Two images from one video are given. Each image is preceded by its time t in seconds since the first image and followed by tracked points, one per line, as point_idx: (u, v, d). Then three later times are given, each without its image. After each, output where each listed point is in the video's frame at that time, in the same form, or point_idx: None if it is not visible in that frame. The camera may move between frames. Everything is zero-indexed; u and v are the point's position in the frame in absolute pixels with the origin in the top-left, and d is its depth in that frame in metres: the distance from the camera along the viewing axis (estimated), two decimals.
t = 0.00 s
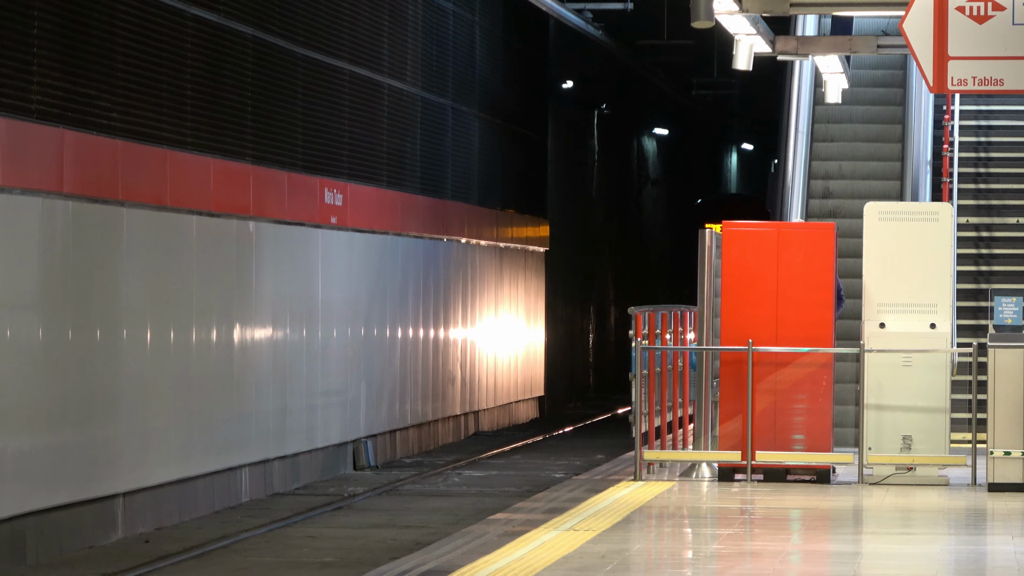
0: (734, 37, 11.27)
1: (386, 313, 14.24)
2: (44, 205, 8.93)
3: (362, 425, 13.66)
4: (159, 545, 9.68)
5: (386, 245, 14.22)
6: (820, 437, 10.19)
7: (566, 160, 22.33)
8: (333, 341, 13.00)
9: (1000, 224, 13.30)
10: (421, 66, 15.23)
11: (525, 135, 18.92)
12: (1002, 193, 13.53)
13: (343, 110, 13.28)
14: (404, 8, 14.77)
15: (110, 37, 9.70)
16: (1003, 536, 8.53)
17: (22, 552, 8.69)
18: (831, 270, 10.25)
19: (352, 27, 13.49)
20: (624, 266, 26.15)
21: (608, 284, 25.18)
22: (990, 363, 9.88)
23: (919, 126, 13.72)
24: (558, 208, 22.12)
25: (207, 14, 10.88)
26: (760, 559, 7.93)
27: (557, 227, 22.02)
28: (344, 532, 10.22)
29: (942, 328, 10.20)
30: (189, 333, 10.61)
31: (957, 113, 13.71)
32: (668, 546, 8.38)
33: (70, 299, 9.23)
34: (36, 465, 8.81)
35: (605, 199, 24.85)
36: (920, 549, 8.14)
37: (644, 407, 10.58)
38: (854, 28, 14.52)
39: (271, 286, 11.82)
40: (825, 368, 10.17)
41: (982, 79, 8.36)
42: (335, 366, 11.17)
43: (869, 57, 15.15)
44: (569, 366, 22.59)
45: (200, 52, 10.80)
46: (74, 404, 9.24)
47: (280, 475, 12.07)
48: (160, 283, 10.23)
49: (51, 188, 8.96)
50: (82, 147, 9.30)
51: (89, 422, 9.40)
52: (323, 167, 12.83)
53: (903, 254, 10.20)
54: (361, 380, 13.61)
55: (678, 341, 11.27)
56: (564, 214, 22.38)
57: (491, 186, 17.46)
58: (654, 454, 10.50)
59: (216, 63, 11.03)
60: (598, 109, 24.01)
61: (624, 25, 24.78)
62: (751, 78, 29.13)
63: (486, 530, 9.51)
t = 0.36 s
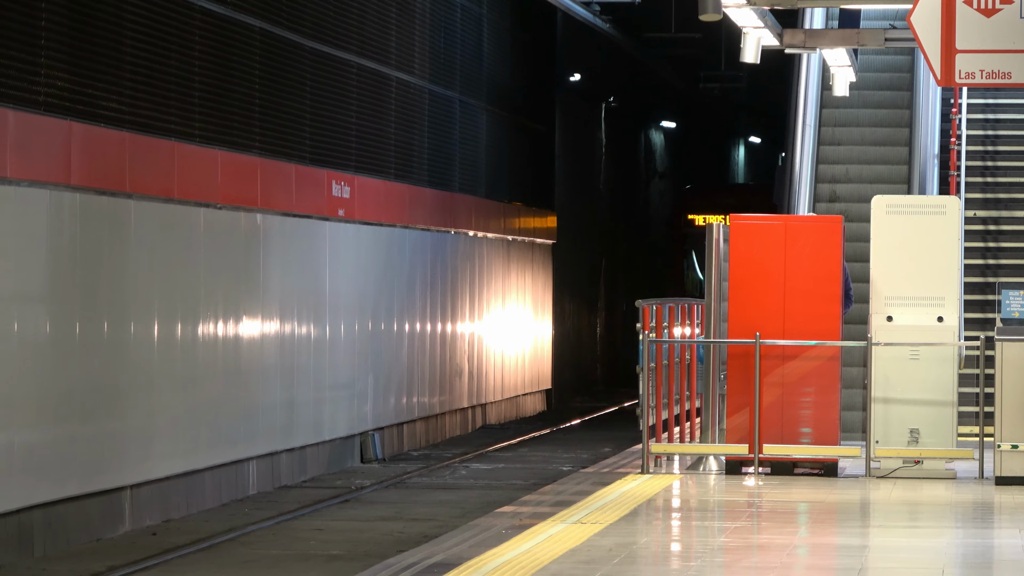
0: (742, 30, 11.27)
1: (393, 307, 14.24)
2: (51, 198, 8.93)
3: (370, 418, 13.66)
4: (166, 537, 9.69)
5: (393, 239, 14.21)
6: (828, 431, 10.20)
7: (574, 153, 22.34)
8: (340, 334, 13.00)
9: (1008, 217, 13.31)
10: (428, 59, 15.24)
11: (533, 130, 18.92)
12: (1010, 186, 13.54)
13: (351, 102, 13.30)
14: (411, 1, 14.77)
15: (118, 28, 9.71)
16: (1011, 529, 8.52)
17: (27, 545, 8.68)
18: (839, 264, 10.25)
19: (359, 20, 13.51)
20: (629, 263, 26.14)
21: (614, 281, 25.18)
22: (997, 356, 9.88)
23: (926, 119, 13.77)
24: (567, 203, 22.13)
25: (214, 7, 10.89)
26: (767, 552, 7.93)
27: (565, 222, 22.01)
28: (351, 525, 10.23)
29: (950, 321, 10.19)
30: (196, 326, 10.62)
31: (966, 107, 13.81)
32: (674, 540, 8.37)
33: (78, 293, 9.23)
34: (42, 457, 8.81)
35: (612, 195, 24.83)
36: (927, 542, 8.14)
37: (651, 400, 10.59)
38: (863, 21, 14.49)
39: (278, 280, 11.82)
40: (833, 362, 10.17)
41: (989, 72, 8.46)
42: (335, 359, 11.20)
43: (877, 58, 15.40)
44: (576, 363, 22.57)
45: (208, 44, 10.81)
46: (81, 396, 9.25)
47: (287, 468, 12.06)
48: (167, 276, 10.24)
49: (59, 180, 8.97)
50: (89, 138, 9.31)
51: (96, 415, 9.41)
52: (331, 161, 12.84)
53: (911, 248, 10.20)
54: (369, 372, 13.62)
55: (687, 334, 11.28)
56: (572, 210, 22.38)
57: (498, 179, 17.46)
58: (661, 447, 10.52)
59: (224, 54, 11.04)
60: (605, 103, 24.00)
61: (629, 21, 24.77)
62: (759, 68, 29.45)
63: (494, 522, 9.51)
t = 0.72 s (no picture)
0: (751, 26, 11.26)
1: (402, 304, 14.25)
2: (60, 195, 8.94)
3: (378, 415, 13.66)
4: (175, 534, 9.69)
5: (402, 235, 14.22)
6: (836, 426, 10.21)
7: (582, 151, 22.33)
8: (349, 331, 13.00)
9: (1016, 214, 13.33)
10: (437, 56, 15.25)
11: (542, 128, 18.93)
12: (1018, 183, 13.55)
13: (359, 99, 13.31)
14: None
15: (127, 25, 9.71)
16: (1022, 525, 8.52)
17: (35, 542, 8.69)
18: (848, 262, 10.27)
19: (368, 17, 13.51)
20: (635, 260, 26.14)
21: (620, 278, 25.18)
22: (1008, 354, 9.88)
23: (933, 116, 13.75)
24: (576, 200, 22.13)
25: (223, 2, 10.89)
26: (777, 548, 7.93)
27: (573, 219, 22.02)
28: (360, 521, 10.23)
29: (959, 317, 10.18)
30: (205, 323, 10.63)
31: (974, 104, 13.80)
32: (684, 536, 8.37)
33: (87, 290, 9.23)
34: (51, 453, 8.81)
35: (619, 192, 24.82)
36: (936, 539, 8.13)
37: (659, 396, 10.62)
38: (871, 19, 14.49)
39: (287, 276, 11.82)
40: (842, 358, 10.17)
41: (999, 68, 8.39)
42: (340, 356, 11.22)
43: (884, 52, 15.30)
44: (583, 360, 22.56)
45: (217, 40, 10.81)
46: (90, 392, 9.25)
47: (296, 465, 12.06)
48: (177, 273, 10.25)
49: (68, 176, 8.97)
50: (98, 134, 9.32)
51: (104, 411, 9.41)
52: (340, 157, 12.84)
53: (921, 244, 10.20)
54: (377, 369, 13.62)
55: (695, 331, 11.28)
56: (580, 207, 22.38)
57: (506, 176, 17.46)
58: (670, 443, 10.54)
59: (232, 51, 11.04)
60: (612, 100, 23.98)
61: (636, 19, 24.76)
62: (767, 62, 29.68)
63: (503, 518, 9.51)
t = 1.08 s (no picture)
0: (751, 34, 11.74)
1: (418, 299, 14.74)
2: (91, 196, 9.42)
3: (396, 405, 14.15)
4: (204, 518, 10.21)
5: (417, 232, 14.71)
6: (833, 415, 10.69)
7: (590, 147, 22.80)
8: (367, 324, 13.49)
9: (1006, 212, 13.80)
10: (451, 61, 15.73)
11: (552, 128, 19.41)
12: (1009, 182, 14.03)
13: (377, 103, 13.79)
14: (435, 5, 15.26)
15: (155, 34, 10.20)
16: (1009, 510, 9.01)
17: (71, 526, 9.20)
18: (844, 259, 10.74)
19: (386, 23, 13.99)
20: (641, 252, 26.61)
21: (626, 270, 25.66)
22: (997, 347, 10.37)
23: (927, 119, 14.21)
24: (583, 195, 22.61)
25: (247, 12, 11.38)
26: (776, 531, 8.42)
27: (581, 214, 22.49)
28: (380, 507, 10.74)
29: (950, 312, 10.66)
30: (231, 318, 11.13)
31: (965, 107, 14.33)
32: (688, 520, 8.88)
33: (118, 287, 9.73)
34: (85, 441, 9.31)
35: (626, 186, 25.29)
36: (928, 522, 8.62)
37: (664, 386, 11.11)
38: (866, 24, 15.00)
39: (308, 273, 12.31)
40: (838, 350, 10.67)
41: (987, 73, 8.80)
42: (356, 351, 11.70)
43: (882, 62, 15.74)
44: (590, 351, 23.06)
45: (241, 49, 11.30)
46: (121, 384, 9.75)
47: (317, 453, 12.57)
48: (204, 270, 10.75)
49: (99, 178, 9.45)
50: (127, 138, 9.80)
51: (134, 402, 9.91)
52: (359, 159, 13.32)
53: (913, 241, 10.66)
54: (394, 361, 14.12)
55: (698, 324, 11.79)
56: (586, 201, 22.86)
57: (518, 175, 17.94)
58: (674, 432, 11.04)
59: (256, 59, 11.53)
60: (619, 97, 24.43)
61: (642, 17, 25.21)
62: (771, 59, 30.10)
63: (517, 504, 10.01)
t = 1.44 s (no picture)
0: (759, 50, 12.48)
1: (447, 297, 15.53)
2: (144, 201, 10.16)
3: (428, 397, 14.96)
4: (248, 503, 10.98)
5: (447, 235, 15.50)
6: (836, 407, 11.45)
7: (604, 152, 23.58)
8: (401, 321, 14.29)
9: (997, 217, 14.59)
10: (479, 75, 16.51)
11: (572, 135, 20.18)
12: (1002, 188, 14.79)
13: (410, 114, 14.56)
14: (464, 22, 16.05)
15: (202, 51, 10.94)
16: (999, 494, 9.76)
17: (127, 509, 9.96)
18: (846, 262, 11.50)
19: (418, 39, 14.77)
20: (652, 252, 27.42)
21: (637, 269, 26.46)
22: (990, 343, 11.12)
23: (923, 131, 14.94)
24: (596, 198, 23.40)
25: (289, 31, 12.16)
26: (784, 515, 9.17)
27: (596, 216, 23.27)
28: (413, 492, 11.52)
29: (946, 310, 11.43)
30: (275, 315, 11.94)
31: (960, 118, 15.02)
32: (701, 503, 9.63)
33: (169, 288, 10.49)
34: (138, 430, 10.05)
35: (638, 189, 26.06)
36: (926, 507, 9.36)
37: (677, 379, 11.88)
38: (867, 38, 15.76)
39: (346, 273, 13.12)
40: (840, 345, 11.43)
41: (980, 87, 9.15)
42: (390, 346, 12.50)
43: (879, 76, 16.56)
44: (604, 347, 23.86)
45: (283, 66, 12.08)
46: (171, 378, 10.50)
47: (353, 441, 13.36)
48: (249, 271, 11.55)
49: (151, 185, 10.16)
50: (177, 148, 10.51)
51: (183, 395, 10.65)
52: (393, 168, 14.10)
53: (909, 245, 11.40)
54: (426, 356, 14.92)
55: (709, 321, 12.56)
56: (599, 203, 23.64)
57: (541, 180, 18.70)
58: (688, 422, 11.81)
59: (297, 75, 12.31)
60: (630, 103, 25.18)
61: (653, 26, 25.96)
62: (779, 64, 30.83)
63: (542, 489, 10.78)
